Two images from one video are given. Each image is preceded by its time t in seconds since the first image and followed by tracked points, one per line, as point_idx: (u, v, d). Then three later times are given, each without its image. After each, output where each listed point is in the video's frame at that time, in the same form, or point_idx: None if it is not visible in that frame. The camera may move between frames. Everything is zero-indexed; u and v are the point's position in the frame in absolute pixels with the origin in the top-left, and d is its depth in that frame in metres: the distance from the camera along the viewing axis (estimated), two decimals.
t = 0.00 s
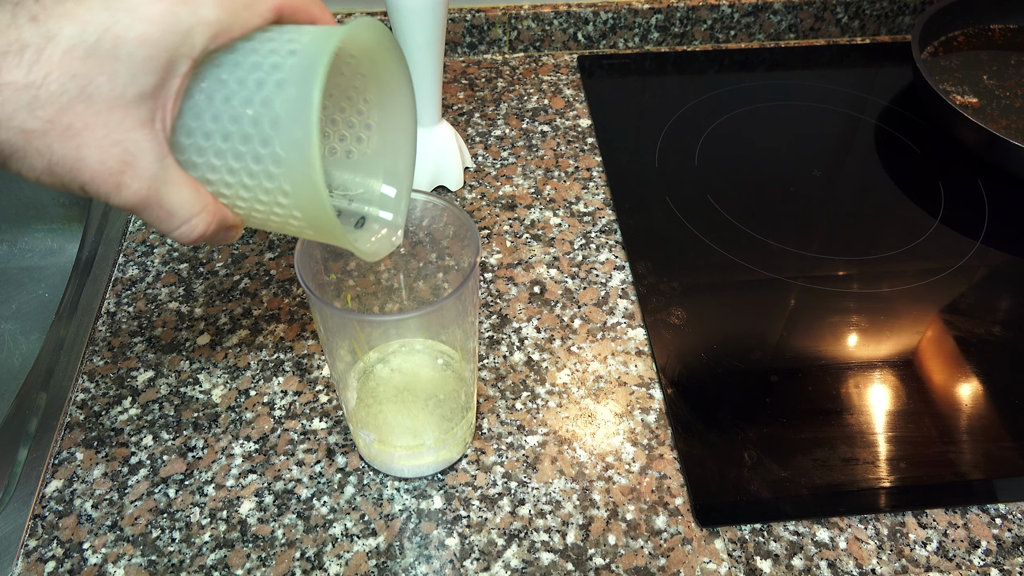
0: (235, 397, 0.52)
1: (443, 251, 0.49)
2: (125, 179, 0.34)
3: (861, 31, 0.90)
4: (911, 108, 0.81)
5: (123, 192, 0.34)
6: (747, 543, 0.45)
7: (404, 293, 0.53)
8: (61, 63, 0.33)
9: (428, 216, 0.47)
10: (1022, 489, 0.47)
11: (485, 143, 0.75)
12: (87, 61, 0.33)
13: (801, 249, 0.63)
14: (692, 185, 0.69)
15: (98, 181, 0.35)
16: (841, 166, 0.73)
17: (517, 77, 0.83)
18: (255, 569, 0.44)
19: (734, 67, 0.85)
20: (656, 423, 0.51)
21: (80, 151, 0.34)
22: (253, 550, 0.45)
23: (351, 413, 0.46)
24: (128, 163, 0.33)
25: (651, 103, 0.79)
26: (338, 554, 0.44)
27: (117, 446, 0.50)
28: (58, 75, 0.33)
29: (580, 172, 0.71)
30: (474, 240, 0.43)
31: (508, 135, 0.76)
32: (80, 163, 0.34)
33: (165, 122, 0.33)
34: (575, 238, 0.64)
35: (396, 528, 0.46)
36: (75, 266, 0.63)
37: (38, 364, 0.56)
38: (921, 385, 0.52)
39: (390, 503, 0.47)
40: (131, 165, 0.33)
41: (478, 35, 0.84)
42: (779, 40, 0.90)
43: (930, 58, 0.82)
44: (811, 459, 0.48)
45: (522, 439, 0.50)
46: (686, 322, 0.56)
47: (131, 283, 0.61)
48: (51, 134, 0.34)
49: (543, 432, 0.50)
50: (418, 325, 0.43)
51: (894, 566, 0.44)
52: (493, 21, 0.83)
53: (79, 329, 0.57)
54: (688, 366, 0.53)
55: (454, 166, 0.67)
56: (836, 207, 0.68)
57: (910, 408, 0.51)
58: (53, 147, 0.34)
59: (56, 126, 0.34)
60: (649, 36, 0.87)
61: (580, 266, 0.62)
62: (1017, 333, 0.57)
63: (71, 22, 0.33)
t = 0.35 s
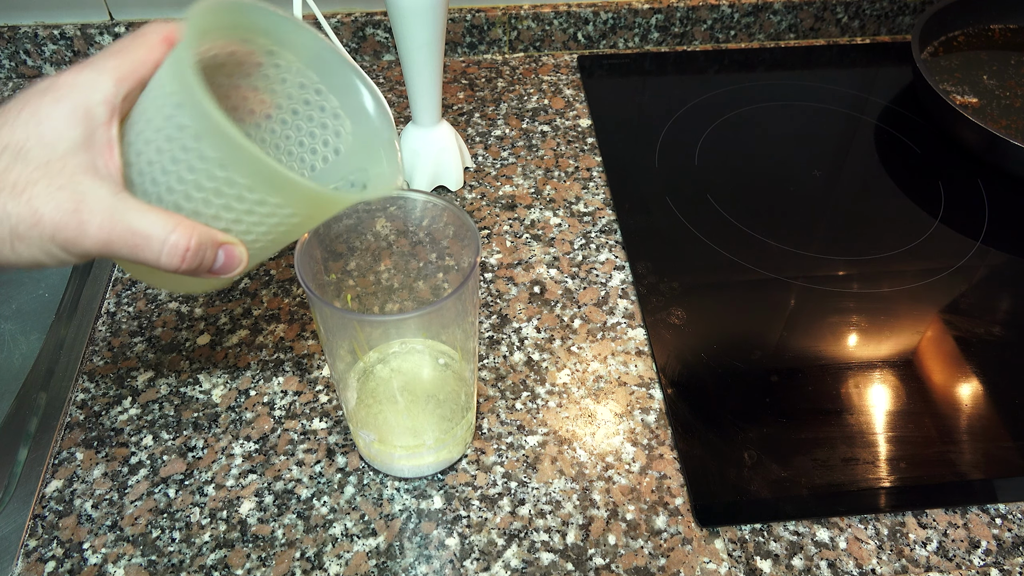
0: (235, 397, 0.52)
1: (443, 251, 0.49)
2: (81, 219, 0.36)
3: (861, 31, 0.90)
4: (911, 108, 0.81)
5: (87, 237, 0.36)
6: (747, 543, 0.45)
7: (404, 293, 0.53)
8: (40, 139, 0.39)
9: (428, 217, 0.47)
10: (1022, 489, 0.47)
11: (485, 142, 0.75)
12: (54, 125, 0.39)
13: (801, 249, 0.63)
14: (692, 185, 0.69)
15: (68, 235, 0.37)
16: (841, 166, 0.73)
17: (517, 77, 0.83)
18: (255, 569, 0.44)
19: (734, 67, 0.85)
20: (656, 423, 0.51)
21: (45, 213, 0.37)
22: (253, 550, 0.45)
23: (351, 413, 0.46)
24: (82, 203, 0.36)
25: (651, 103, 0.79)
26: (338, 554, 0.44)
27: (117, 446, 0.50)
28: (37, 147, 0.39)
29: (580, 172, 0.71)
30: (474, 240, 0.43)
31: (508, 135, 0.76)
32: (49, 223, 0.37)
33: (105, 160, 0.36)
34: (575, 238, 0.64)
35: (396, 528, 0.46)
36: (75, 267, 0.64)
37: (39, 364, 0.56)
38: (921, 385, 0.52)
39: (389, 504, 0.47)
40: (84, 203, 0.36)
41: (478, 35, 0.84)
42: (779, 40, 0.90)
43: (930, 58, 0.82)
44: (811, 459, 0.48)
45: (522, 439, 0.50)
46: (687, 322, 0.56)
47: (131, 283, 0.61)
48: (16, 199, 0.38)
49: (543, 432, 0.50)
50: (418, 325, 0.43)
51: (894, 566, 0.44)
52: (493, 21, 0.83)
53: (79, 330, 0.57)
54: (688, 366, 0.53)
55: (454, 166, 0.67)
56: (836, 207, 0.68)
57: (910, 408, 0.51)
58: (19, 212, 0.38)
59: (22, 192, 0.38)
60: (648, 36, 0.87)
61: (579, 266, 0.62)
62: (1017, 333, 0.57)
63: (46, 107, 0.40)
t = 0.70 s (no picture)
0: (235, 397, 0.52)
1: (442, 251, 0.49)
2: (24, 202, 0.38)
3: (861, 31, 0.90)
4: (911, 108, 0.81)
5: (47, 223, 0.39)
6: (747, 543, 0.45)
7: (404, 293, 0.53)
8: None
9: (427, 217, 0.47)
10: (1022, 489, 0.47)
11: (485, 143, 0.75)
12: None
13: (801, 249, 0.63)
14: (692, 185, 0.69)
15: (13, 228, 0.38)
16: (841, 166, 0.73)
17: (517, 77, 0.83)
18: (255, 569, 0.44)
19: (734, 67, 0.85)
20: (656, 423, 0.51)
21: None
22: (253, 550, 0.45)
23: (351, 413, 0.46)
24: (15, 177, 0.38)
25: (650, 103, 0.79)
26: (338, 555, 0.44)
27: (117, 446, 0.50)
28: None
29: (580, 172, 0.71)
30: (475, 240, 0.43)
31: (508, 135, 0.76)
32: None
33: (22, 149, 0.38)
34: (575, 238, 0.64)
35: (396, 528, 0.46)
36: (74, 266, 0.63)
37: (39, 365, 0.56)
38: (921, 385, 0.52)
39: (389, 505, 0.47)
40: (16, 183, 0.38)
41: (478, 35, 0.84)
42: (779, 40, 0.90)
43: (930, 58, 0.82)
44: (811, 459, 0.48)
45: (523, 439, 0.50)
46: (686, 322, 0.56)
47: (131, 283, 0.61)
48: None
49: (543, 432, 0.50)
50: (418, 325, 0.43)
51: (894, 566, 0.44)
52: (493, 21, 0.83)
53: (79, 329, 0.57)
54: (688, 366, 0.53)
55: (454, 166, 0.67)
56: (835, 207, 0.68)
57: (910, 408, 0.51)
58: None
59: None
60: (649, 36, 0.87)
61: (580, 266, 0.62)
62: (1017, 333, 0.57)
63: None
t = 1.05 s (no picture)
0: (235, 397, 0.52)
1: (442, 251, 0.49)
2: None
3: (861, 31, 0.90)
4: (912, 108, 0.81)
5: None
6: (748, 543, 0.45)
7: (404, 293, 0.53)
8: None
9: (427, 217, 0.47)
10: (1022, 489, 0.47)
11: (485, 143, 0.75)
12: None
13: (801, 249, 0.63)
14: (692, 185, 0.69)
15: None
16: (841, 166, 0.73)
17: (517, 77, 0.83)
18: (254, 569, 0.44)
19: (734, 67, 0.85)
20: (656, 423, 0.51)
21: None
22: (253, 550, 0.45)
23: (351, 413, 0.46)
24: None
25: (650, 104, 0.79)
26: (337, 554, 0.44)
27: (117, 446, 0.50)
28: None
29: (580, 172, 0.71)
30: (475, 240, 0.43)
31: (508, 135, 0.76)
32: None
33: None
34: (575, 238, 0.64)
35: (396, 528, 0.46)
36: (74, 265, 0.63)
37: (39, 364, 0.56)
38: (921, 385, 0.52)
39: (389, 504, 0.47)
40: None
41: (478, 35, 0.84)
42: (779, 40, 0.90)
43: (930, 58, 0.82)
44: (811, 459, 0.48)
45: (523, 439, 0.50)
46: (686, 322, 0.56)
47: (131, 283, 0.61)
48: None
49: (543, 432, 0.50)
50: (418, 325, 0.43)
51: (894, 566, 0.44)
52: (493, 21, 0.83)
53: (79, 329, 0.57)
54: (688, 366, 0.53)
55: (454, 166, 0.67)
56: (835, 207, 0.68)
57: (910, 408, 0.51)
58: None
59: None
60: (649, 36, 0.87)
61: (580, 266, 0.62)
62: (1017, 333, 0.57)
63: None
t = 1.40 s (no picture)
0: (235, 397, 0.52)
1: (442, 251, 0.49)
2: None
3: (861, 31, 0.90)
4: (912, 108, 0.81)
5: None
6: (748, 543, 0.45)
7: (404, 293, 0.53)
8: None
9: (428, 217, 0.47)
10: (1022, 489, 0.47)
11: (485, 143, 0.75)
12: None
13: (801, 249, 0.63)
14: (692, 185, 0.69)
15: None
16: (841, 166, 0.73)
17: (517, 77, 0.83)
18: (254, 569, 0.44)
19: (734, 67, 0.85)
20: (656, 423, 0.51)
21: None
22: (253, 550, 0.45)
23: (352, 413, 0.46)
24: None
25: (651, 104, 0.79)
26: (338, 555, 0.44)
27: (117, 446, 0.50)
28: None
29: (580, 172, 0.71)
30: (474, 240, 0.43)
31: (508, 135, 0.76)
32: None
33: None
34: (575, 238, 0.64)
35: (396, 528, 0.46)
36: (74, 266, 0.63)
37: (40, 365, 0.56)
38: (922, 385, 0.52)
39: (389, 504, 0.47)
40: None
41: (478, 35, 0.84)
42: (779, 40, 0.90)
43: (930, 58, 0.82)
44: (811, 459, 0.48)
45: (523, 439, 0.50)
46: (686, 322, 0.56)
47: (131, 283, 0.61)
48: None
49: (543, 432, 0.50)
50: (418, 325, 0.43)
51: (894, 566, 0.44)
52: (493, 21, 0.83)
53: (79, 330, 0.57)
54: (688, 366, 0.53)
55: (454, 166, 0.67)
56: (835, 207, 0.68)
57: (910, 408, 0.51)
58: None
59: None
60: (649, 36, 0.87)
61: (580, 266, 0.62)
62: (1017, 333, 0.57)
63: None
